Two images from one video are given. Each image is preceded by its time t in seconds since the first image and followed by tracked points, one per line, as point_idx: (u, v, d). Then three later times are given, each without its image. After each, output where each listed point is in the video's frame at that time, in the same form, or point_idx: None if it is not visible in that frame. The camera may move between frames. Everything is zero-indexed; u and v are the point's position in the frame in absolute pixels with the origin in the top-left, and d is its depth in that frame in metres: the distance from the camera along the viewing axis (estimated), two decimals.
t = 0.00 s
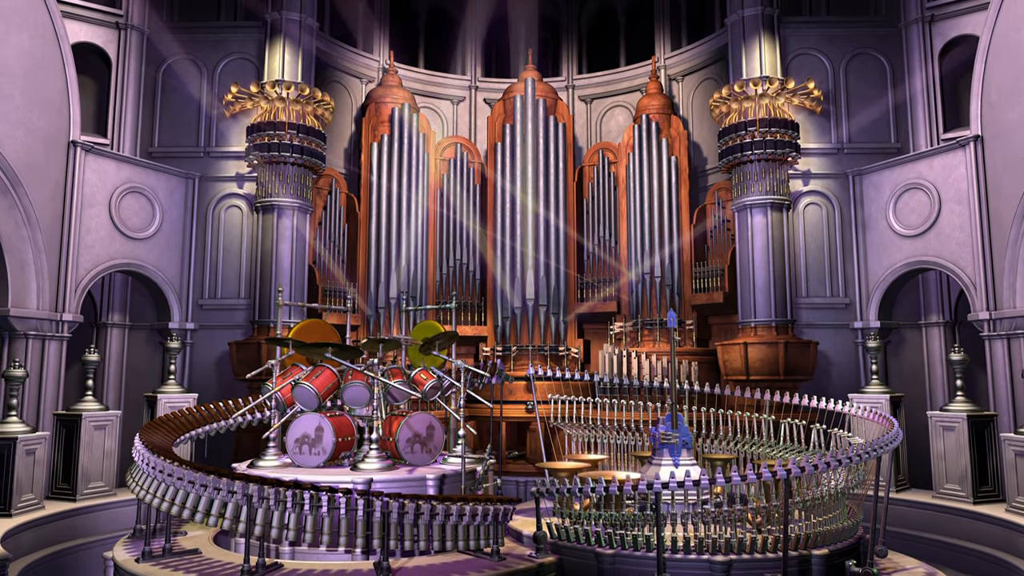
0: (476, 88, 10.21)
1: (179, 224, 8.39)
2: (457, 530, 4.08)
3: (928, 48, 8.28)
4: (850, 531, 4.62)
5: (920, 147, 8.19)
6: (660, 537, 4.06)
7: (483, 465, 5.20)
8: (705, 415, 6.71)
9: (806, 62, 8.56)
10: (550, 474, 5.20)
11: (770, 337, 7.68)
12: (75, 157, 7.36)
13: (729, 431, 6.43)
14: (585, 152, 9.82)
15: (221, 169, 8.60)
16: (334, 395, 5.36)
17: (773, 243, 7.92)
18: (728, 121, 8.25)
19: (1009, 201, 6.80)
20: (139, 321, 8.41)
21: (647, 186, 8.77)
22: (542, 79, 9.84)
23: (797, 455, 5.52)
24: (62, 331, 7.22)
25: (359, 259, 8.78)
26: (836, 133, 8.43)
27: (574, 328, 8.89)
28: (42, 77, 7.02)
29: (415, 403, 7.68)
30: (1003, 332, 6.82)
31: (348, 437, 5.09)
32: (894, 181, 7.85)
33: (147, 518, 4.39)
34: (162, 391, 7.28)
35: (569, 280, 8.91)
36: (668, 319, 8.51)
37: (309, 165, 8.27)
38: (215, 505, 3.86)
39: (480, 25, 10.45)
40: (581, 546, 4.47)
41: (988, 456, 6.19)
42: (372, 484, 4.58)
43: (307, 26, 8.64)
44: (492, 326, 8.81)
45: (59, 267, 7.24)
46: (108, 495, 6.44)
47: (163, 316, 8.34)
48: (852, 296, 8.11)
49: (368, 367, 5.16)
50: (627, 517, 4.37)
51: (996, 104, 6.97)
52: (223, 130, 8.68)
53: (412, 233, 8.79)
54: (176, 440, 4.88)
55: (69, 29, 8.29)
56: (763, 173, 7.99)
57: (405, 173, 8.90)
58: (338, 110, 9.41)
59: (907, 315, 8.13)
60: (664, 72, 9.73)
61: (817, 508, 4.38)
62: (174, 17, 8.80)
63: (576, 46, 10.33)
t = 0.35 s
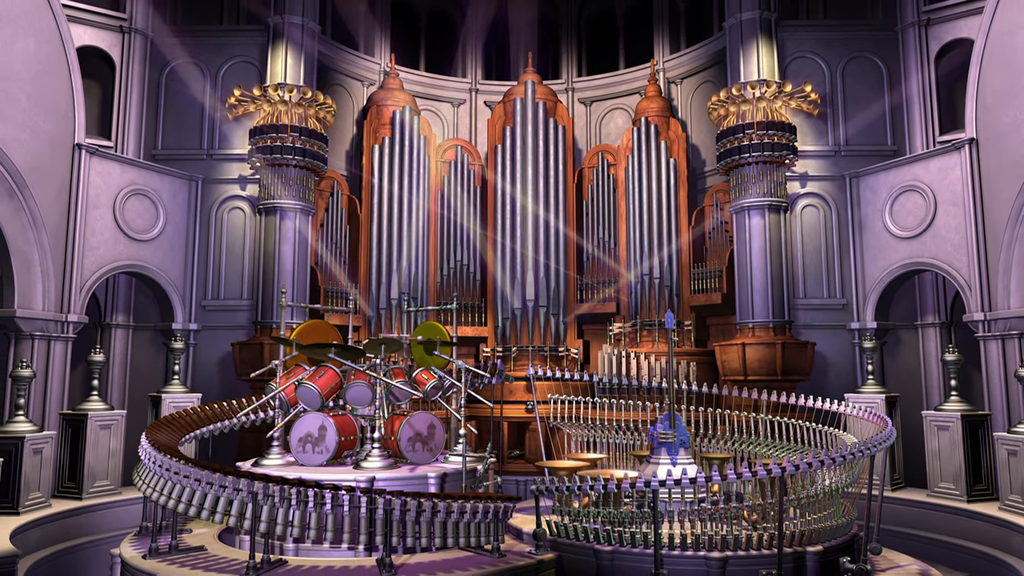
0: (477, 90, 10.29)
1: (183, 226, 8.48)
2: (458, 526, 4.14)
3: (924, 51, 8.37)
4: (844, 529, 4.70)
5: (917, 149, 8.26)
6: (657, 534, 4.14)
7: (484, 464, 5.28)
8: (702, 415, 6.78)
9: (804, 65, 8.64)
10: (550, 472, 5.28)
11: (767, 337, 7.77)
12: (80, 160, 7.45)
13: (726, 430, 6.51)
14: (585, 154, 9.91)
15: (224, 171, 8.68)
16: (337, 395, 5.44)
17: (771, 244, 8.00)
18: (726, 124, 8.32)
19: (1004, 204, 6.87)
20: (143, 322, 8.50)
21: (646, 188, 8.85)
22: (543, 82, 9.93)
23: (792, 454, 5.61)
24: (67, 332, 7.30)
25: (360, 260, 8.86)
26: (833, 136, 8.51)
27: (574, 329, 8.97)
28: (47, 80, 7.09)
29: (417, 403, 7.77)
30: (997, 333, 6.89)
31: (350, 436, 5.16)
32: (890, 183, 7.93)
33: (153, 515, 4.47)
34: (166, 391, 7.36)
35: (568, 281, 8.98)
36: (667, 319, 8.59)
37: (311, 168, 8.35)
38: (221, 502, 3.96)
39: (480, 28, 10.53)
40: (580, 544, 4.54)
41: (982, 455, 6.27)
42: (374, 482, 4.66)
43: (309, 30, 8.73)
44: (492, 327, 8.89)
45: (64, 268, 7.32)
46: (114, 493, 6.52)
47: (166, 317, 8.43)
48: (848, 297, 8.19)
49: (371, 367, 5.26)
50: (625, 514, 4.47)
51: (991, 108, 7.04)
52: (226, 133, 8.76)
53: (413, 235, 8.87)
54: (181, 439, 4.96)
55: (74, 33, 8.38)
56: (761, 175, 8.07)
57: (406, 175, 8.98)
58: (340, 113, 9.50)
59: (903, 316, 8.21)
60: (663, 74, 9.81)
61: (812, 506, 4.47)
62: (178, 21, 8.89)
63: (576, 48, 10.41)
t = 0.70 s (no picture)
0: (477, 93, 10.37)
1: (186, 228, 8.56)
2: (459, 524, 4.22)
3: (920, 55, 8.45)
4: (838, 526, 4.78)
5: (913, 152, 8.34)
6: (654, 531, 4.22)
7: (485, 462, 5.36)
8: (700, 415, 6.86)
9: (802, 68, 8.72)
10: (549, 471, 5.35)
11: (765, 338, 7.84)
12: (85, 162, 7.53)
13: (724, 430, 6.59)
14: (584, 157, 9.99)
15: (227, 173, 8.76)
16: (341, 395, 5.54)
17: (768, 246, 8.08)
18: (724, 127, 8.40)
19: (998, 206, 6.95)
20: (147, 323, 8.58)
21: (644, 190, 8.94)
22: (542, 85, 10.01)
23: (787, 453, 5.69)
24: (72, 333, 7.38)
25: (361, 262, 8.94)
26: (830, 138, 8.58)
27: (573, 330, 9.05)
28: (53, 84, 7.17)
29: (418, 403, 7.87)
30: (992, 334, 6.97)
31: (353, 435, 5.27)
32: (887, 185, 8.01)
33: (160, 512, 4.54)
34: (170, 391, 7.45)
35: (568, 282, 9.05)
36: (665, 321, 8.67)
37: (313, 170, 8.43)
38: (226, 500, 4.04)
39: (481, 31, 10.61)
40: (579, 540, 4.63)
41: (976, 454, 6.34)
42: (377, 480, 4.74)
43: (311, 34, 8.82)
44: (493, 328, 8.96)
45: (69, 269, 7.40)
46: (119, 492, 6.60)
47: (170, 318, 8.51)
48: (845, 298, 8.26)
49: (373, 367, 5.34)
50: (623, 512, 4.57)
51: (986, 111, 7.12)
52: (229, 135, 8.85)
53: (414, 237, 8.95)
54: (187, 438, 5.04)
55: (78, 37, 8.47)
56: (758, 177, 8.15)
57: (407, 177, 9.06)
58: (342, 115, 9.58)
59: (900, 316, 8.29)
60: (662, 77, 9.89)
61: (807, 504, 4.55)
62: (182, 25, 8.98)
63: (575, 51, 10.50)
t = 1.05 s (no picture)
0: (478, 95, 10.46)
1: (189, 229, 8.64)
2: (460, 521, 4.29)
3: (916, 57, 8.53)
4: (833, 524, 4.85)
5: (909, 154, 8.42)
6: (652, 528, 4.31)
7: (485, 461, 5.45)
8: (699, 415, 6.94)
9: (799, 71, 8.82)
10: (549, 470, 5.43)
11: (762, 339, 7.92)
12: (90, 165, 7.62)
13: (722, 429, 6.66)
14: (583, 159, 10.08)
15: (230, 175, 8.85)
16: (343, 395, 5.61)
17: (766, 247, 8.17)
18: (722, 129, 8.48)
19: (993, 208, 7.02)
20: (150, 324, 8.66)
21: (643, 192, 9.02)
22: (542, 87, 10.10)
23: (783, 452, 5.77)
24: (77, 333, 7.46)
25: (363, 263, 9.03)
26: (828, 141, 8.67)
27: (573, 330, 9.13)
28: (59, 88, 7.25)
29: (420, 403, 7.95)
30: (987, 334, 7.04)
31: (355, 434, 5.35)
32: (883, 187, 8.09)
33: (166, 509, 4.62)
34: (175, 391, 7.53)
35: (567, 283, 9.12)
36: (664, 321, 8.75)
37: (315, 172, 8.51)
38: (232, 497, 4.11)
39: (482, 33, 10.69)
40: (578, 538, 4.70)
41: (970, 453, 6.42)
42: (379, 478, 4.82)
43: (314, 37, 8.91)
44: (493, 329, 9.04)
45: (74, 270, 7.49)
46: (124, 490, 6.69)
47: (173, 319, 8.59)
48: (843, 299, 8.34)
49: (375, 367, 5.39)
50: (622, 510, 4.63)
51: (981, 114, 7.19)
52: (231, 137, 8.93)
53: (415, 238, 9.03)
54: (192, 437, 5.12)
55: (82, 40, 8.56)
56: (756, 179, 8.23)
57: (408, 179, 9.14)
58: (343, 118, 9.66)
59: (896, 317, 8.37)
60: (661, 80, 9.98)
61: (802, 501, 4.63)
62: (185, 28, 9.07)
63: (575, 54, 10.59)
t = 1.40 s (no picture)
0: (478, 97, 10.54)
1: (192, 231, 8.72)
2: (461, 518, 4.36)
3: (913, 61, 8.61)
4: (828, 521, 4.93)
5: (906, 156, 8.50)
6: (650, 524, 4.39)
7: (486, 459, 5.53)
8: (697, 414, 7.01)
9: (797, 74, 8.88)
10: (548, 468, 5.51)
11: (760, 339, 8.01)
12: (94, 167, 7.70)
13: (721, 429, 6.74)
14: (583, 161, 10.16)
15: (232, 177, 8.93)
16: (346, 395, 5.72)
17: (763, 249, 8.25)
18: (721, 132, 8.56)
19: (988, 210, 7.10)
20: (154, 324, 8.74)
21: (642, 194, 9.10)
22: (542, 90, 10.18)
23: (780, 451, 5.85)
24: (82, 334, 7.54)
25: (365, 264, 9.11)
26: (825, 143, 8.75)
27: (572, 331, 9.20)
28: (64, 91, 7.33)
29: (421, 403, 8.03)
30: (982, 335, 7.11)
31: (358, 433, 5.39)
32: (880, 189, 8.18)
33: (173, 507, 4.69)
34: (179, 391, 7.62)
35: (567, 284, 9.20)
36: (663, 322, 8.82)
37: (317, 174, 8.58)
38: (237, 495, 4.17)
39: (483, 36, 10.77)
40: (577, 535, 4.76)
41: (965, 452, 6.50)
42: (381, 476, 4.89)
43: (316, 41, 8.98)
44: (493, 329, 9.12)
45: (79, 272, 7.57)
46: (129, 489, 6.77)
47: (176, 320, 8.67)
48: (840, 300, 8.42)
49: (377, 367, 5.46)
50: (620, 507, 4.68)
51: (976, 117, 7.27)
52: (234, 140, 9.01)
53: (416, 239, 9.11)
54: (197, 436, 5.19)
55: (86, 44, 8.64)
56: (754, 181, 8.31)
57: (409, 181, 9.22)
58: (345, 120, 9.74)
59: (893, 318, 8.45)
60: (660, 83, 10.06)
61: (797, 499, 4.72)
62: (189, 32, 9.15)
63: (575, 58, 10.68)
